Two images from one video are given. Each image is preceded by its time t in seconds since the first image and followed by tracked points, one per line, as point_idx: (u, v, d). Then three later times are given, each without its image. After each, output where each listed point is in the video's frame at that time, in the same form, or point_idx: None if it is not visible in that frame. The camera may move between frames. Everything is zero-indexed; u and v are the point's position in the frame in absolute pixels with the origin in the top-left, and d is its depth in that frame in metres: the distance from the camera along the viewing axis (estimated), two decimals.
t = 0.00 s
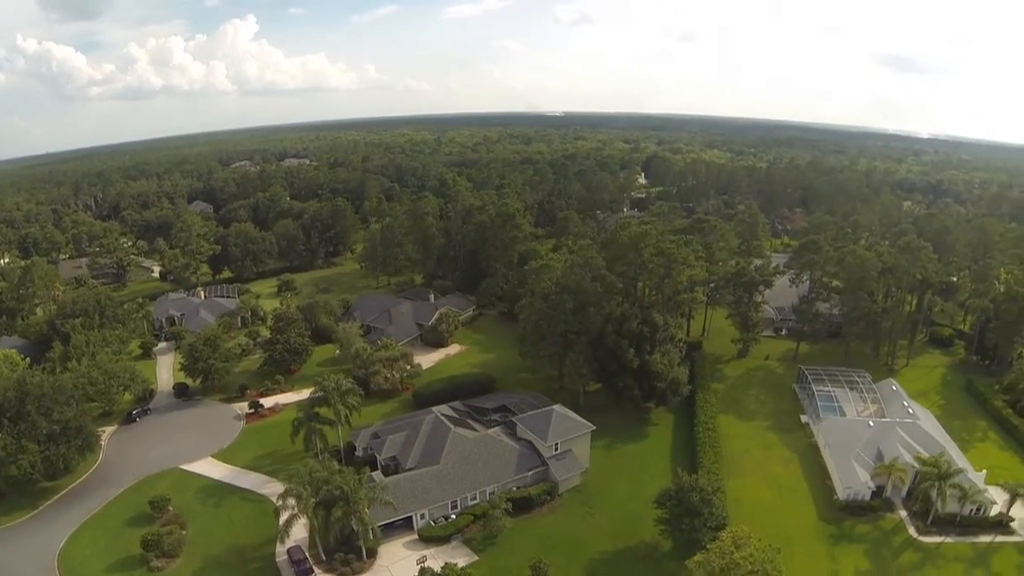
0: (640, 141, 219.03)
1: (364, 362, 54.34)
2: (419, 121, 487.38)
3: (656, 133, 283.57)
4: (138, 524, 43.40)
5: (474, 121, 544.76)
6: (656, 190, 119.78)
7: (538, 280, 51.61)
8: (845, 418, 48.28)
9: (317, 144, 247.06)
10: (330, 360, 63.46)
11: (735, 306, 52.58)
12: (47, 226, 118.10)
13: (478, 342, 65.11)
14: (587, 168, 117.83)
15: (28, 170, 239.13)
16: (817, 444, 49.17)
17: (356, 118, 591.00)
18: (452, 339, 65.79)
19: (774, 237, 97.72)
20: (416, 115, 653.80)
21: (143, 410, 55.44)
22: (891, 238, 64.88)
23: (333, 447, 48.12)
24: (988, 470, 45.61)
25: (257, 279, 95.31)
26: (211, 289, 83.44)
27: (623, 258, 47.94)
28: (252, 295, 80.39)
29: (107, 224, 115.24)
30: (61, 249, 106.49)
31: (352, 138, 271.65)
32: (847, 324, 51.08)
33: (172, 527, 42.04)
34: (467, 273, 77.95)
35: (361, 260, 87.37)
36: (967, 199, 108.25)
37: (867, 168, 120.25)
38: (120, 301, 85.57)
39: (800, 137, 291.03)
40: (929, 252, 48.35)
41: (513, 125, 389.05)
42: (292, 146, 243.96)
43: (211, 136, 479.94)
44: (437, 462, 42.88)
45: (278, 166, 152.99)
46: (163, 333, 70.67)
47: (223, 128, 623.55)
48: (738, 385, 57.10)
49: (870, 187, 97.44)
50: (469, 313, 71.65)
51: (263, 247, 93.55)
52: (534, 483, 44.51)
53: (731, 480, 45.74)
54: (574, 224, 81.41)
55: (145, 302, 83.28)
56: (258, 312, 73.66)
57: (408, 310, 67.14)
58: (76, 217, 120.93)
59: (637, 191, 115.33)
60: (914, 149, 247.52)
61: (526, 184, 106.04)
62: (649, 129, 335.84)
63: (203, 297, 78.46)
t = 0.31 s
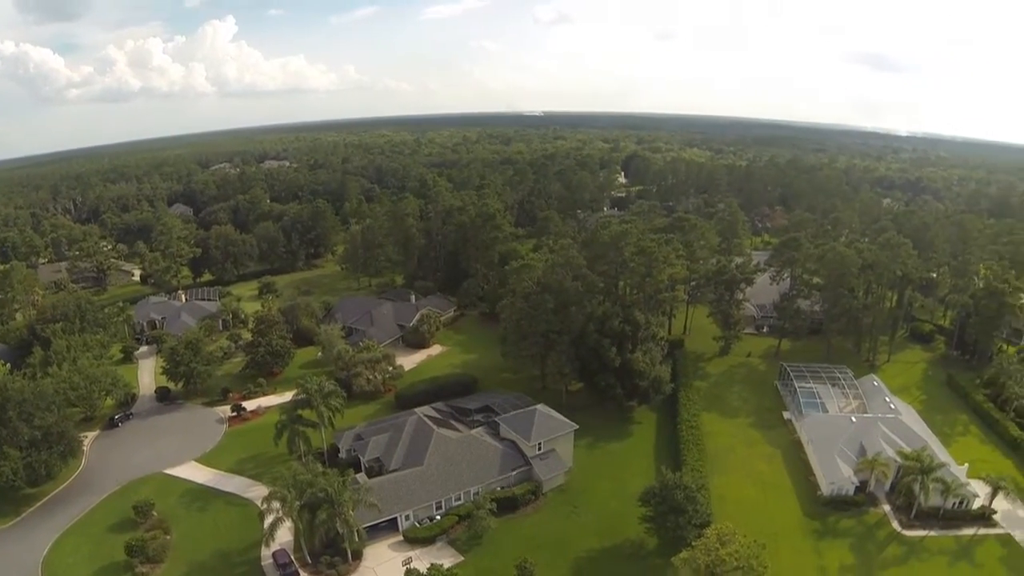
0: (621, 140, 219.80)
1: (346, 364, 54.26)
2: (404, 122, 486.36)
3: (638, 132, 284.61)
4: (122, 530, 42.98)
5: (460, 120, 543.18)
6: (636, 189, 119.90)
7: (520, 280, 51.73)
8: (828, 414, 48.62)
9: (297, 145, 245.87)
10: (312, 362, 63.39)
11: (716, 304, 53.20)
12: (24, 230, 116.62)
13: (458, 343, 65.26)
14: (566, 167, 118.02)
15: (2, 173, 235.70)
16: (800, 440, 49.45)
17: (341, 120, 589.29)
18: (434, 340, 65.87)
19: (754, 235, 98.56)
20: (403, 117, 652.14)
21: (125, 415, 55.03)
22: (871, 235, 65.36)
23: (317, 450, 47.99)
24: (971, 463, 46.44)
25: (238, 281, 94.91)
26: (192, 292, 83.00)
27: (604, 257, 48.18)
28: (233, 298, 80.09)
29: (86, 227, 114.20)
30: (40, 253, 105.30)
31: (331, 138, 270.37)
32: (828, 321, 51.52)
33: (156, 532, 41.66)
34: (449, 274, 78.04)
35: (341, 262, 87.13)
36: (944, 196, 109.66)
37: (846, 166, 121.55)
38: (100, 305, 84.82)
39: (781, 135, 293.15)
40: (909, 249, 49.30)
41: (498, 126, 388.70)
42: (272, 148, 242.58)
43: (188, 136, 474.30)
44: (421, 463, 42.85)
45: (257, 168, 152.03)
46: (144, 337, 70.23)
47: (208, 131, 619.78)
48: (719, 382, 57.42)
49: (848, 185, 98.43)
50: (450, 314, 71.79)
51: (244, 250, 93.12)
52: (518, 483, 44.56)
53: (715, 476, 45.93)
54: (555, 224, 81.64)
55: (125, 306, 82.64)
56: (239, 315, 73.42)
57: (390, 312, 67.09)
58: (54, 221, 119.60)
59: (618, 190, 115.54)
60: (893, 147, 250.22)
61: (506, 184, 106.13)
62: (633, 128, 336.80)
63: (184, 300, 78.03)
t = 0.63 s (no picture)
0: (599, 139, 219.49)
1: (327, 367, 54.21)
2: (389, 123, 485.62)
3: (617, 130, 285.43)
4: (105, 537, 42.51)
5: (444, 121, 543.27)
6: (614, 188, 120.38)
7: (499, 280, 51.91)
8: (808, 411, 48.95)
9: (276, 147, 244.85)
10: (293, 365, 63.36)
11: (697, 303, 53.88)
12: None
13: (438, 344, 65.42)
14: (545, 167, 118.40)
15: None
16: (781, 436, 49.77)
17: (326, 122, 587.82)
18: (414, 341, 65.99)
19: (733, 233, 99.47)
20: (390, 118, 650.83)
21: (105, 420, 54.63)
22: (851, 232, 66.05)
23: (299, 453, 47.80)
24: (952, 457, 47.26)
25: (217, 285, 94.63)
26: (171, 296, 82.56)
27: (584, 257, 48.60)
28: (213, 301, 79.80)
29: (63, 232, 113.03)
30: (17, 258, 104.03)
31: (311, 140, 269.54)
32: (808, 318, 51.92)
33: (139, 538, 41.24)
34: (431, 276, 78.35)
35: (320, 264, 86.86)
36: (921, 193, 111.07)
37: (824, 164, 122.75)
38: (78, 309, 84.04)
39: (761, 134, 295.56)
40: (888, 246, 50.09)
41: (483, 126, 388.54)
42: (251, 150, 241.25)
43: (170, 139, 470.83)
44: (404, 464, 42.81)
45: (235, 171, 151.19)
46: (123, 342, 69.80)
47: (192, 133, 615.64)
48: (699, 380, 57.77)
49: (826, 182, 99.35)
50: (430, 315, 71.98)
51: (223, 253, 92.86)
52: (501, 483, 44.61)
53: (698, 473, 46.12)
54: (535, 224, 82.01)
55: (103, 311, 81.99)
56: (219, 319, 73.21)
57: (370, 314, 67.09)
58: (30, 225, 118.15)
59: (596, 190, 116.08)
60: (869, 144, 253.19)
61: (485, 184, 106.36)
62: (616, 128, 337.89)
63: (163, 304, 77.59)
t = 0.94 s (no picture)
0: (576, 138, 220.09)
1: (306, 369, 54.15)
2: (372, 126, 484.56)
3: (595, 130, 286.50)
4: (86, 543, 42.04)
5: (427, 123, 543.41)
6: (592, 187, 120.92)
7: (477, 281, 52.15)
8: (788, 407, 49.33)
9: (255, 150, 243.66)
10: (272, 368, 63.33)
11: (675, 301, 54.82)
12: None
13: (417, 345, 65.60)
14: (522, 167, 118.87)
15: None
16: (761, 432, 50.14)
17: (310, 125, 585.88)
18: (393, 343, 66.12)
19: (710, 231, 100.14)
20: (376, 120, 649.32)
21: (84, 426, 54.19)
22: (828, 229, 66.78)
23: (280, 456, 47.65)
24: (932, 450, 47.92)
25: (195, 288, 94.32)
26: (148, 300, 82.04)
27: (563, 256, 49.72)
28: (191, 305, 79.42)
29: (37, 236, 111.60)
30: None
31: (289, 142, 268.34)
32: (787, 314, 52.95)
33: (120, 545, 40.82)
34: (410, 278, 78.65)
35: (298, 267, 86.60)
36: (897, 191, 112.30)
37: (800, 162, 124.03)
38: (55, 315, 83.17)
39: (737, 133, 297.73)
40: (865, 243, 51.06)
41: (466, 127, 388.36)
42: (229, 153, 239.92)
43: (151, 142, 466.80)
44: (385, 465, 42.76)
45: (212, 173, 150.28)
46: (101, 347, 69.30)
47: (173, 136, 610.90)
48: (677, 378, 58.17)
49: (801, 180, 100.30)
50: (409, 316, 72.16)
51: (201, 256, 92.60)
52: (482, 483, 44.67)
53: (680, 470, 46.36)
54: (512, 224, 82.39)
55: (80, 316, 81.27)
56: (198, 322, 72.94)
57: (348, 316, 67.12)
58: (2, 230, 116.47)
59: (573, 189, 116.63)
60: (846, 142, 256.28)
61: (462, 184, 106.64)
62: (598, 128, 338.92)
63: (141, 308, 77.10)
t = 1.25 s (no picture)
0: (554, 138, 220.58)
1: (287, 372, 54.10)
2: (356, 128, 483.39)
3: (575, 130, 288.09)
4: (68, 551, 41.65)
5: (411, 124, 543.10)
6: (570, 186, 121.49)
7: (456, 281, 52.38)
8: (768, 404, 49.67)
9: (234, 152, 242.30)
10: (253, 371, 63.30)
11: (655, 300, 55.68)
12: None
13: (397, 346, 65.77)
14: (501, 167, 119.28)
15: None
16: (743, 429, 50.48)
17: (295, 128, 583.82)
18: (373, 344, 66.28)
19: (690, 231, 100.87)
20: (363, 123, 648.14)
21: (64, 432, 53.85)
22: (807, 226, 67.53)
23: (262, 459, 47.58)
24: (913, 445, 48.36)
25: (174, 292, 94.03)
26: (128, 305, 81.62)
27: (542, 256, 49.99)
28: (171, 309, 79.12)
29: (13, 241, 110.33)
30: None
31: (268, 144, 267.07)
32: (768, 311, 54.67)
33: (103, 552, 40.50)
34: (389, 279, 79.05)
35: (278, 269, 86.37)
36: (875, 188, 113.30)
37: (778, 160, 124.96)
38: (32, 320, 82.42)
39: (716, 131, 299.78)
40: (842, 240, 51.90)
41: (450, 128, 387.98)
42: (208, 155, 238.37)
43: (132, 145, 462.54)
44: (368, 468, 42.72)
45: (191, 176, 149.36)
46: (80, 352, 68.83)
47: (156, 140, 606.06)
48: (658, 376, 58.50)
49: (779, 178, 101.07)
50: (388, 318, 72.35)
51: (180, 260, 92.37)
52: (465, 484, 44.72)
53: (663, 468, 46.55)
54: (490, 224, 82.77)
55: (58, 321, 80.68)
56: (178, 326, 72.73)
57: (328, 318, 67.18)
58: None
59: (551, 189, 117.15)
60: (825, 140, 258.82)
61: (441, 185, 106.87)
62: (582, 129, 339.74)
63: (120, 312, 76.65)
